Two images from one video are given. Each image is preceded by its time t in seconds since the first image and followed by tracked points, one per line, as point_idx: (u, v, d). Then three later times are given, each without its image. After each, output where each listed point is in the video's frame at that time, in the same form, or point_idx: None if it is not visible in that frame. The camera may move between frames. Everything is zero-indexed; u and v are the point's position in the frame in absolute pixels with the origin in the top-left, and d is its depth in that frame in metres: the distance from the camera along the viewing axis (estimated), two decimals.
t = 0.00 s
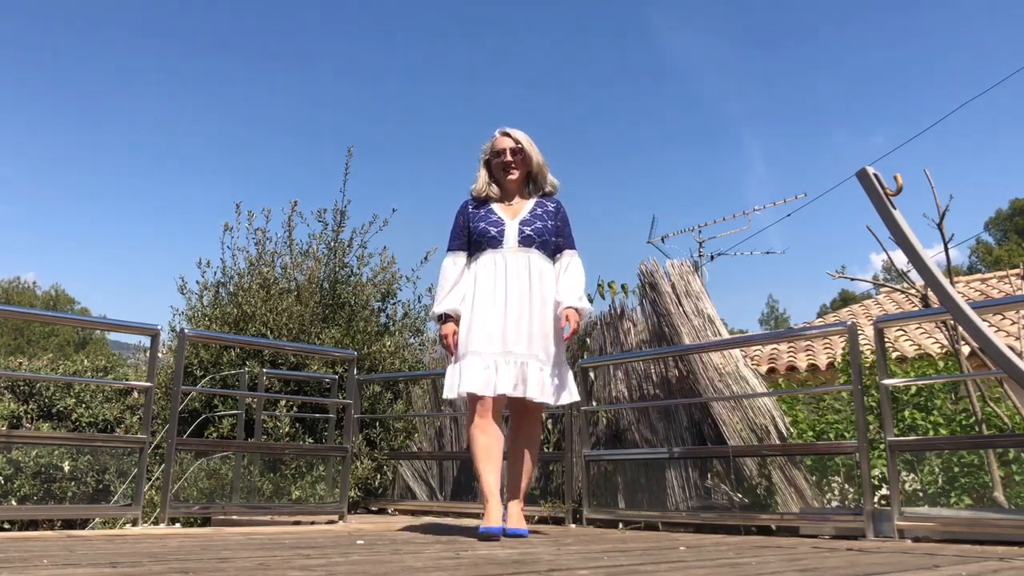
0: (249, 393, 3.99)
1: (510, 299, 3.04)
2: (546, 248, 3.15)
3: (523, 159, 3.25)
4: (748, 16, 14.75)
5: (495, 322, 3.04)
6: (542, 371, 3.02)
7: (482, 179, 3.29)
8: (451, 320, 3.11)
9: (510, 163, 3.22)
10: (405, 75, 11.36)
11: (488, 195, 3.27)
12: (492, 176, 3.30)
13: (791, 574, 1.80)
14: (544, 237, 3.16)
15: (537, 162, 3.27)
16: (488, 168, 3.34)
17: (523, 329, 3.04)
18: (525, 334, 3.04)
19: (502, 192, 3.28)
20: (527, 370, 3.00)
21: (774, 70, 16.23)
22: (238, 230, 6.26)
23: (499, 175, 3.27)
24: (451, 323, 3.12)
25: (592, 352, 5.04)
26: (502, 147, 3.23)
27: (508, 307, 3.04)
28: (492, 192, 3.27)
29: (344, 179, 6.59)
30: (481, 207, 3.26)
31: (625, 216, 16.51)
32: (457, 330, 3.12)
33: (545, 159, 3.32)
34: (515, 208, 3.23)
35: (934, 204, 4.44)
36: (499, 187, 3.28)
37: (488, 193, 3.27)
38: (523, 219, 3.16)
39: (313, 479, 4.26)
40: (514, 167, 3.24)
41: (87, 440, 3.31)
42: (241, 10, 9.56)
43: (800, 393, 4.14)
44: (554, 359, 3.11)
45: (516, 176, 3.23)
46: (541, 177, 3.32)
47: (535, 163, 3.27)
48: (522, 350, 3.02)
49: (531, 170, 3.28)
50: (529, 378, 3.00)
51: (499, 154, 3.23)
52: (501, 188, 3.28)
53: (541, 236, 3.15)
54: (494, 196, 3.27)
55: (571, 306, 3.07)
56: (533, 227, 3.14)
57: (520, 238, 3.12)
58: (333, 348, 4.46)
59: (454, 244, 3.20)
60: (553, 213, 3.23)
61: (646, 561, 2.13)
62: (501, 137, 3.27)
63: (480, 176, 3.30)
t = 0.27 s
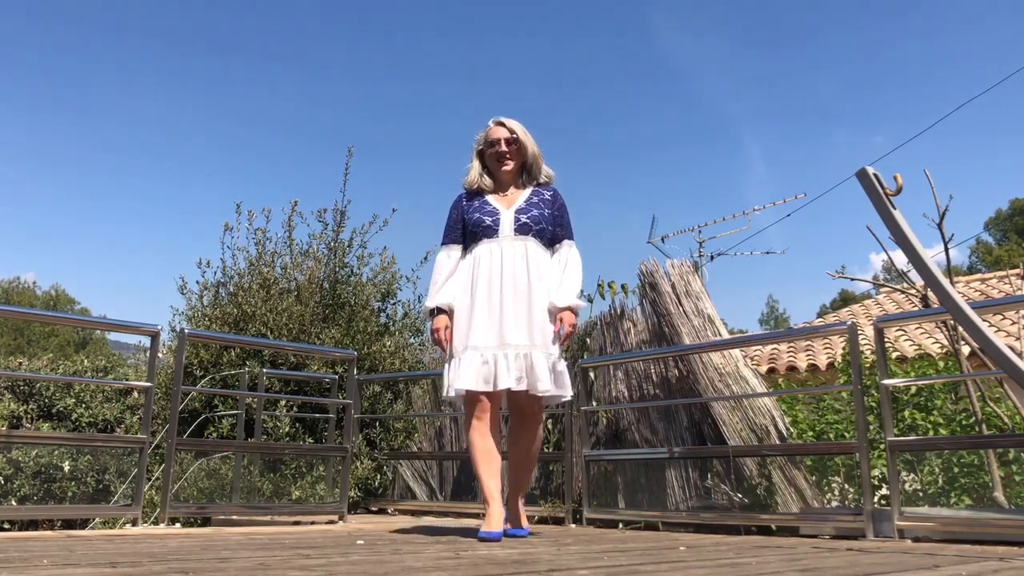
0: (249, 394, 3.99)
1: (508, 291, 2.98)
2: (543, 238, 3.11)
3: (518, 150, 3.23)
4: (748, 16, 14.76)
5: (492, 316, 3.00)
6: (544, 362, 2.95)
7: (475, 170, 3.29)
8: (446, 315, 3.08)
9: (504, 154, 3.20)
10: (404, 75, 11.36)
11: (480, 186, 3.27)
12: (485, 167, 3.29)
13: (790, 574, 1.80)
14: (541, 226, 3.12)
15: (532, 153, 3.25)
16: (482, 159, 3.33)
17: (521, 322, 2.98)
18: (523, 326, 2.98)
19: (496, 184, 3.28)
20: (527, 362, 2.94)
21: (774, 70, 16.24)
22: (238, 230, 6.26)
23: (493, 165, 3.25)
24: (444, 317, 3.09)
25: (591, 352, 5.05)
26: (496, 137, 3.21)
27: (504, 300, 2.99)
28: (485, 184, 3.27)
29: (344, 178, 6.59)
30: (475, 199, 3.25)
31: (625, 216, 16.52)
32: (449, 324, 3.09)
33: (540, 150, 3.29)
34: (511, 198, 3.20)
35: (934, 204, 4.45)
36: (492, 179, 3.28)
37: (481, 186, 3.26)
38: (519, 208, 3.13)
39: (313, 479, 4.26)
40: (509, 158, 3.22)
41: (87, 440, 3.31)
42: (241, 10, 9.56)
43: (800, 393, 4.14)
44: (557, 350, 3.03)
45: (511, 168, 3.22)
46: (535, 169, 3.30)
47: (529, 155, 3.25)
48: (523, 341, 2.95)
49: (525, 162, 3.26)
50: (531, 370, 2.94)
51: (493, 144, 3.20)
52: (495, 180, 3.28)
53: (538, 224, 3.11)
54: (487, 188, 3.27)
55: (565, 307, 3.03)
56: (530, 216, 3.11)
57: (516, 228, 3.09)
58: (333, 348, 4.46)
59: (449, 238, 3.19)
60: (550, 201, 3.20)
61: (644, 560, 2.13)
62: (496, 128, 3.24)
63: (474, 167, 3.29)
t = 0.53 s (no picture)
0: (248, 394, 3.98)
1: (504, 289, 2.95)
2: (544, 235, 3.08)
3: (517, 146, 3.22)
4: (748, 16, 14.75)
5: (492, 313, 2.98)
6: (543, 360, 2.89)
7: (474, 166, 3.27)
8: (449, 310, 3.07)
9: (504, 148, 3.19)
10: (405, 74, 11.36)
11: (480, 182, 3.26)
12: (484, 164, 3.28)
13: (790, 574, 1.80)
14: (542, 222, 3.08)
15: (531, 148, 3.24)
16: (480, 154, 3.31)
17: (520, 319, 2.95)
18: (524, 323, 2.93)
19: (495, 180, 3.27)
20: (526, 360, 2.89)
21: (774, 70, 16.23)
22: (238, 230, 6.26)
23: (493, 160, 3.22)
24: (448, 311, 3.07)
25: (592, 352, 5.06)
26: (496, 131, 3.19)
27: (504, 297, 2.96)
28: (484, 180, 3.26)
29: (344, 178, 6.59)
30: (474, 195, 3.24)
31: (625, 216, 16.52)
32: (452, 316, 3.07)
33: (539, 146, 3.28)
34: (510, 194, 3.18)
35: (935, 205, 4.45)
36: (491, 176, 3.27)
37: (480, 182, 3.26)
38: (519, 205, 3.10)
39: (313, 479, 4.26)
40: (508, 153, 3.20)
41: (87, 440, 3.31)
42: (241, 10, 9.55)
43: (800, 393, 4.14)
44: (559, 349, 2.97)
45: (510, 163, 3.20)
46: (534, 165, 3.28)
47: (529, 151, 3.24)
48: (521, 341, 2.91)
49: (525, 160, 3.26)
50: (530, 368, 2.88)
51: (493, 139, 3.18)
52: (494, 176, 3.27)
53: (538, 222, 3.07)
54: (485, 185, 3.26)
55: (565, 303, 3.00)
56: (530, 212, 3.08)
57: (516, 225, 3.06)
58: (333, 348, 4.46)
59: (449, 235, 3.19)
60: (551, 196, 3.16)
61: (644, 560, 2.13)
62: (496, 122, 3.22)
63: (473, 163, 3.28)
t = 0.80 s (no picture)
0: (248, 394, 3.98)
1: (504, 283, 2.83)
2: (545, 228, 2.91)
3: (529, 138, 3.08)
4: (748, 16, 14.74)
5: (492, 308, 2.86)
6: (544, 355, 2.74)
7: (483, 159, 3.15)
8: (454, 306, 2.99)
9: (514, 141, 3.05)
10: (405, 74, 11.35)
11: (489, 176, 3.14)
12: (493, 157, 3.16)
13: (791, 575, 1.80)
14: (539, 215, 2.91)
15: (542, 141, 3.11)
16: (489, 146, 3.19)
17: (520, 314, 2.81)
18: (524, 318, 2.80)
19: (504, 174, 3.15)
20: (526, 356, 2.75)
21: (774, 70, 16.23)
22: (238, 230, 6.26)
23: (502, 152, 3.09)
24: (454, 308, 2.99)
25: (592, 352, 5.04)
26: (506, 123, 3.05)
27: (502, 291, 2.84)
28: (492, 174, 3.14)
29: (344, 178, 6.59)
30: (482, 191, 3.14)
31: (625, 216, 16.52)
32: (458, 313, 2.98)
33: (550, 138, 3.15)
34: (514, 187, 3.05)
35: (934, 205, 4.45)
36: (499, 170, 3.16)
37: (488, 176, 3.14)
38: (517, 198, 2.95)
39: (313, 479, 4.26)
40: (519, 145, 3.07)
41: (88, 440, 3.31)
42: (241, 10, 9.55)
43: (800, 393, 4.15)
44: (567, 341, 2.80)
45: (520, 157, 3.07)
46: (545, 158, 3.14)
47: (539, 144, 3.12)
48: (518, 337, 2.78)
49: (535, 153, 3.13)
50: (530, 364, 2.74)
51: (503, 131, 3.04)
52: (503, 170, 3.15)
53: (533, 214, 2.91)
54: (494, 179, 3.15)
55: (578, 299, 2.87)
56: (527, 205, 2.92)
57: (512, 219, 2.91)
58: (333, 349, 4.46)
59: (454, 231, 3.11)
60: (555, 188, 2.99)
61: (645, 560, 2.13)
62: (508, 112, 3.09)
63: (482, 155, 3.15)
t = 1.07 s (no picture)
0: (249, 394, 3.98)
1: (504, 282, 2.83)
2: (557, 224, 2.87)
3: (545, 135, 3.03)
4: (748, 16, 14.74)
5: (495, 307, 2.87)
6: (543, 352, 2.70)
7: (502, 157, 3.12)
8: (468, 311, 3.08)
9: (530, 137, 3.01)
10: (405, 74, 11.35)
11: (508, 173, 3.11)
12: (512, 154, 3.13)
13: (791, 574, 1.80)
14: (549, 210, 2.86)
15: (559, 137, 3.05)
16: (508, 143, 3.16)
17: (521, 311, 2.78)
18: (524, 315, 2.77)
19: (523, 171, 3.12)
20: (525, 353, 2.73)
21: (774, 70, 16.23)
22: (238, 230, 6.26)
23: (519, 150, 3.06)
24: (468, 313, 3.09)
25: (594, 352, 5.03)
26: (522, 120, 3.02)
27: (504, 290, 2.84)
28: (511, 172, 3.12)
29: (344, 178, 6.60)
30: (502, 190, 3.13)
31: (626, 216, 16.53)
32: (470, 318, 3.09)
33: (568, 133, 3.09)
34: (528, 184, 3.02)
35: (934, 205, 4.44)
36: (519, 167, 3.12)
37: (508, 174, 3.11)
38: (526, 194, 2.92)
39: (313, 479, 4.26)
40: (535, 142, 3.03)
41: (88, 440, 3.31)
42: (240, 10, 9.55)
43: (799, 393, 4.15)
44: (571, 340, 2.74)
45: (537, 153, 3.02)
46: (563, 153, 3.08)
47: (556, 139, 3.05)
48: (518, 336, 2.76)
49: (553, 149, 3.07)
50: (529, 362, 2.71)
51: (519, 128, 3.01)
52: (521, 167, 3.11)
53: (542, 210, 2.86)
54: (513, 177, 3.12)
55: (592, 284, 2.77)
56: (535, 200, 2.88)
57: (520, 216, 2.89)
58: (333, 349, 4.46)
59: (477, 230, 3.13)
60: (568, 183, 2.93)
61: (645, 560, 2.13)
62: (524, 109, 3.04)
63: (501, 153, 3.12)
